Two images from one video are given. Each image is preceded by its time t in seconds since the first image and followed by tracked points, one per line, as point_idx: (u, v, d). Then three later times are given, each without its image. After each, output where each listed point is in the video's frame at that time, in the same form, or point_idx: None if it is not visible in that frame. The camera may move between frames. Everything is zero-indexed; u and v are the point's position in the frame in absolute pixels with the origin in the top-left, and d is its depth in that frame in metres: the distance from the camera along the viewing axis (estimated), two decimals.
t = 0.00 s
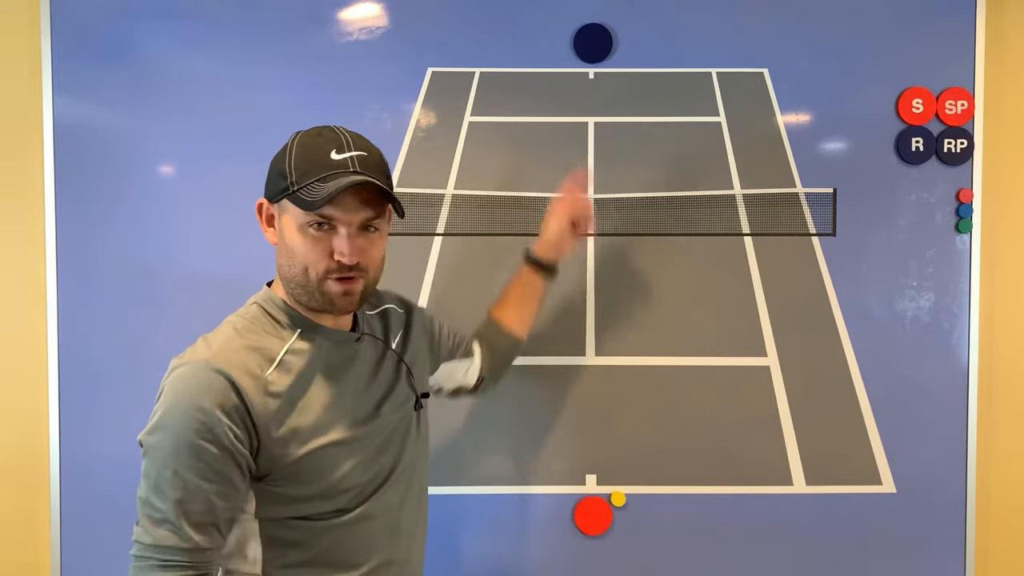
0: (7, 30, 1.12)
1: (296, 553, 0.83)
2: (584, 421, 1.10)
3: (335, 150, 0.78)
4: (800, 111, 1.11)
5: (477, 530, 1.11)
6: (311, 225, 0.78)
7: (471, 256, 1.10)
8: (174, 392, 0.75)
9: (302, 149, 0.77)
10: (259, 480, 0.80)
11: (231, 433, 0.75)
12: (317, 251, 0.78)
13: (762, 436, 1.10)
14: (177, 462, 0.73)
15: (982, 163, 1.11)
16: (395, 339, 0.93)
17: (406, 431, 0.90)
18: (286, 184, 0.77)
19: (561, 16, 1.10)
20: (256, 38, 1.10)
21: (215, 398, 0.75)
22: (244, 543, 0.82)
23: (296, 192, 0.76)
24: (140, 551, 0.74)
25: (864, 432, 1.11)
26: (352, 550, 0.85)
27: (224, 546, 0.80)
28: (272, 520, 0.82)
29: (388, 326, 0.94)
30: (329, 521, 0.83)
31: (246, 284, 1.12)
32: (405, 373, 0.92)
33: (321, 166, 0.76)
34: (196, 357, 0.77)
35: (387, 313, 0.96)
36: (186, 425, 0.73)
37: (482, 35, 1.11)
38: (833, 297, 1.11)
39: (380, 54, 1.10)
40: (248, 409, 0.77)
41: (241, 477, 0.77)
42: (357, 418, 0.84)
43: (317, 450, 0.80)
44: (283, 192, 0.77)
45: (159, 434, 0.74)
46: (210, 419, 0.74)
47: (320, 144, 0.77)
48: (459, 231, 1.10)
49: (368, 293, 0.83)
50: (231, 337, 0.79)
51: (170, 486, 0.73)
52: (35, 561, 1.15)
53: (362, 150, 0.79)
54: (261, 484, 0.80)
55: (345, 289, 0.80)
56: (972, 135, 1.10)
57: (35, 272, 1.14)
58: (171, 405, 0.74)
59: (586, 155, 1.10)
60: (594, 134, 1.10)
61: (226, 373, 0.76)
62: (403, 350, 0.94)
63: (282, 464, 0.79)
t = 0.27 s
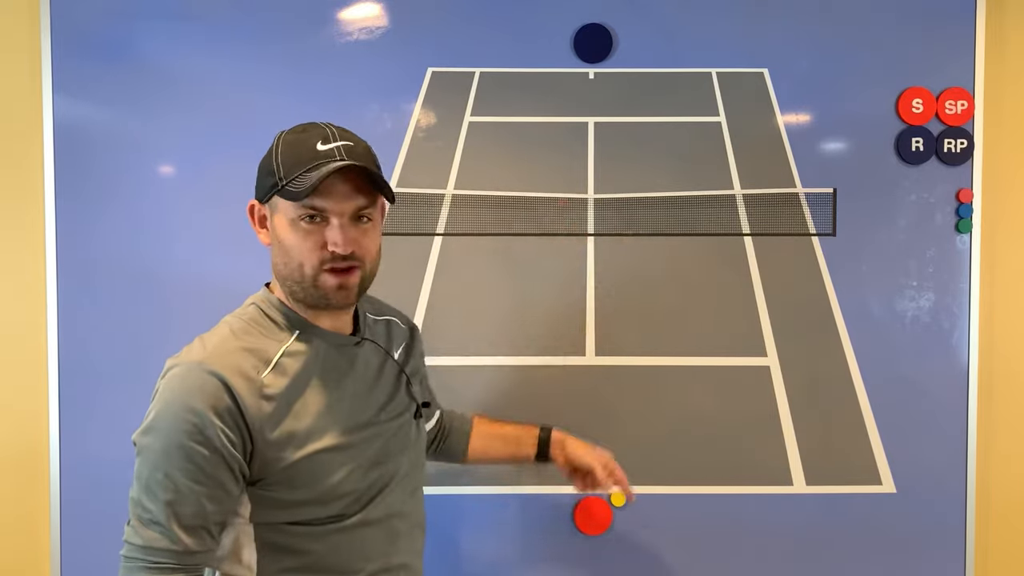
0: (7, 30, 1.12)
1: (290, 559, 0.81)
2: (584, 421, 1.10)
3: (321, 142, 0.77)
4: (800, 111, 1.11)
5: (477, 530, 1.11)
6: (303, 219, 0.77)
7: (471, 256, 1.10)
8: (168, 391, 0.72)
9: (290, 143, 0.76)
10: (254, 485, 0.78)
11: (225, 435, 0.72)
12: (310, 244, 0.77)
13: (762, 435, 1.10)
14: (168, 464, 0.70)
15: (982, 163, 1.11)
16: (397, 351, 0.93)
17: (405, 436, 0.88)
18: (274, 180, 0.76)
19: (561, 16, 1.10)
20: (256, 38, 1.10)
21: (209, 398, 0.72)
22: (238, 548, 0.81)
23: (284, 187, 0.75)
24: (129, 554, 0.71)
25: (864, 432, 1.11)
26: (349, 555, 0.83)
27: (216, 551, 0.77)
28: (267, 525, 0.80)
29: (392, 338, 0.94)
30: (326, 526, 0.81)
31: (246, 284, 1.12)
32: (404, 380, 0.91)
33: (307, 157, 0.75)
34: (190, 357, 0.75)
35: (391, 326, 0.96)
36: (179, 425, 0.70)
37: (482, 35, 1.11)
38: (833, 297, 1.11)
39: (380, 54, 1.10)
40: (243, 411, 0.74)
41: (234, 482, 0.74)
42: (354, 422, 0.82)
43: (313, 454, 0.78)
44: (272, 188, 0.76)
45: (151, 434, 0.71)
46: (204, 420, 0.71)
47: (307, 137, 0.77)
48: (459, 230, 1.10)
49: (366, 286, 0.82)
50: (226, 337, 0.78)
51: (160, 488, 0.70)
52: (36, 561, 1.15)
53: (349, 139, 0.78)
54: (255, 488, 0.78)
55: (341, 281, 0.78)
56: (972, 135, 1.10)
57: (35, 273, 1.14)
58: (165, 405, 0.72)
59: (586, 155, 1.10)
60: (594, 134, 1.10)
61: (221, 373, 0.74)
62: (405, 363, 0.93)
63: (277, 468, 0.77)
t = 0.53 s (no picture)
0: (7, 30, 1.12)
1: (297, 555, 0.83)
2: (584, 421, 1.10)
3: (370, 152, 0.80)
4: (800, 111, 1.11)
5: (477, 530, 1.11)
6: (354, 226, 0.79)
7: (472, 256, 1.10)
8: (177, 394, 0.74)
9: (338, 149, 0.78)
10: (262, 483, 0.80)
11: (235, 435, 0.74)
12: (357, 252, 0.79)
13: (762, 435, 1.10)
14: (180, 465, 0.73)
15: (982, 164, 1.11)
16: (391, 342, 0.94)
17: (403, 430, 0.91)
18: (323, 185, 0.77)
19: (561, 16, 1.10)
20: (256, 38, 1.10)
21: (219, 399, 0.74)
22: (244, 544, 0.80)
23: (339, 195, 0.77)
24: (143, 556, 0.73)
25: (864, 432, 1.11)
26: (354, 552, 0.85)
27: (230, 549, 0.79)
28: (274, 522, 0.82)
29: (385, 329, 0.94)
30: (331, 522, 0.83)
31: (246, 284, 1.11)
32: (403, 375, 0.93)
33: (364, 167, 0.78)
34: (198, 358, 0.77)
35: (384, 316, 0.96)
36: (190, 427, 0.73)
37: (482, 36, 1.10)
38: (833, 296, 1.11)
39: (380, 54, 1.10)
40: (252, 410, 0.76)
41: (245, 480, 0.76)
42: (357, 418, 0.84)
43: (321, 451, 0.80)
44: (320, 193, 0.77)
45: (161, 437, 0.73)
46: (215, 421, 0.73)
47: (357, 146, 0.79)
48: (459, 230, 1.10)
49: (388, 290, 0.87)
50: (232, 339, 0.79)
51: (173, 489, 0.72)
52: (36, 561, 1.15)
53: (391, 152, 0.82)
54: (263, 486, 0.80)
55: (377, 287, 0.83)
56: (972, 135, 1.10)
57: (35, 273, 1.14)
58: (174, 408, 0.74)
59: (586, 155, 1.10)
60: (594, 134, 1.10)
61: (230, 374, 0.76)
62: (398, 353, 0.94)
63: (285, 466, 0.79)
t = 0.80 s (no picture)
0: (6, 30, 1.12)
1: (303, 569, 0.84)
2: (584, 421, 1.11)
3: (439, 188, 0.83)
4: (800, 111, 1.11)
5: (478, 530, 1.11)
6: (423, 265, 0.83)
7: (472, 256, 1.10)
8: (193, 425, 0.73)
9: (415, 185, 0.79)
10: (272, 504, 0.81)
11: (254, 464, 0.75)
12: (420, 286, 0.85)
13: (762, 435, 1.10)
14: (198, 496, 0.72)
15: (982, 164, 1.11)
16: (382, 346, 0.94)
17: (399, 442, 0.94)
18: (418, 230, 0.79)
19: (561, 16, 1.10)
20: (256, 38, 1.10)
21: (238, 430, 0.74)
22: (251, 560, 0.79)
23: (427, 236, 0.80)
24: None
25: (864, 432, 1.11)
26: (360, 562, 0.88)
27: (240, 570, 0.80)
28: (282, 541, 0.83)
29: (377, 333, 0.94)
30: (338, 536, 0.86)
31: (246, 284, 1.11)
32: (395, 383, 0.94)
33: (445, 209, 0.82)
34: (212, 386, 0.75)
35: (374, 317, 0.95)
36: (209, 460, 0.72)
37: (483, 36, 1.10)
38: (833, 297, 1.11)
39: (380, 54, 1.10)
40: (268, 438, 0.77)
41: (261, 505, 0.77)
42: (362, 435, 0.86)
43: (333, 471, 0.82)
44: (414, 238, 0.79)
45: (177, 469, 0.72)
46: (235, 452, 0.73)
47: (427, 179, 0.81)
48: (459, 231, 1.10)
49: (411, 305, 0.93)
50: (243, 362, 0.78)
51: (191, 520, 0.72)
52: (36, 561, 1.15)
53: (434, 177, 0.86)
54: (273, 507, 0.81)
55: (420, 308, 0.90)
56: (972, 135, 1.10)
57: (35, 273, 1.14)
58: (190, 440, 0.72)
59: (586, 155, 1.10)
60: (594, 134, 1.10)
61: (247, 403, 0.75)
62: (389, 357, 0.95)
63: (298, 490, 0.80)
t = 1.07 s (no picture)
0: (7, 30, 1.12)
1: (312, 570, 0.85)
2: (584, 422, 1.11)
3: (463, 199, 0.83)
4: (800, 111, 1.11)
5: (478, 531, 1.11)
6: (444, 275, 0.84)
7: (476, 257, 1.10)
8: (216, 429, 0.73)
9: (441, 198, 0.79)
10: (287, 507, 0.81)
11: (274, 471, 0.75)
12: (440, 296, 0.85)
13: (762, 435, 1.10)
14: (217, 499, 0.72)
15: (982, 164, 1.11)
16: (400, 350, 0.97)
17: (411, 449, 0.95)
18: (439, 242, 0.79)
19: (561, 15, 1.10)
20: (256, 39, 1.10)
21: (260, 436, 0.74)
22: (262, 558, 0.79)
23: (451, 248, 0.80)
24: None
25: (864, 432, 1.11)
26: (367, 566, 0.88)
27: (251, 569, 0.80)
28: (293, 542, 0.83)
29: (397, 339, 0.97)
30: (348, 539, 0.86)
31: (246, 285, 1.11)
32: (410, 390, 0.95)
33: (467, 221, 0.82)
34: (236, 389, 0.75)
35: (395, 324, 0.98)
36: (231, 465, 0.72)
37: (483, 36, 1.10)
38: (832, 297, 1.11)
39: (380, 54, 1.10)
40: (289, 445, 0.77)
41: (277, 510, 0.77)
42: (377, 442, 0.87)
43: (349, 478, 0.83)
44: (435, 250, 0.79)
45: (197, 471, 0.72)
46: (257, 458, 0.73)
47: (453, 192, 0.81)
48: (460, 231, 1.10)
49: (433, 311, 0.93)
50: (266, 366, 0.78)
51: (208, 522, 0.72)
52: (36, 561, 1.15)
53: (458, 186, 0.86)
54: (288, 510, 0.81)
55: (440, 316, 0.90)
56: (972, 135, 1.10)
57: (35, 273, 1.14)
58: (213, 444, 0.72)
59: (586, 156, 1.10)
60: (594, 134, 1.10)
61: (270, 410, 0.75)
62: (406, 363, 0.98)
63: (314, 495, 0.81)
